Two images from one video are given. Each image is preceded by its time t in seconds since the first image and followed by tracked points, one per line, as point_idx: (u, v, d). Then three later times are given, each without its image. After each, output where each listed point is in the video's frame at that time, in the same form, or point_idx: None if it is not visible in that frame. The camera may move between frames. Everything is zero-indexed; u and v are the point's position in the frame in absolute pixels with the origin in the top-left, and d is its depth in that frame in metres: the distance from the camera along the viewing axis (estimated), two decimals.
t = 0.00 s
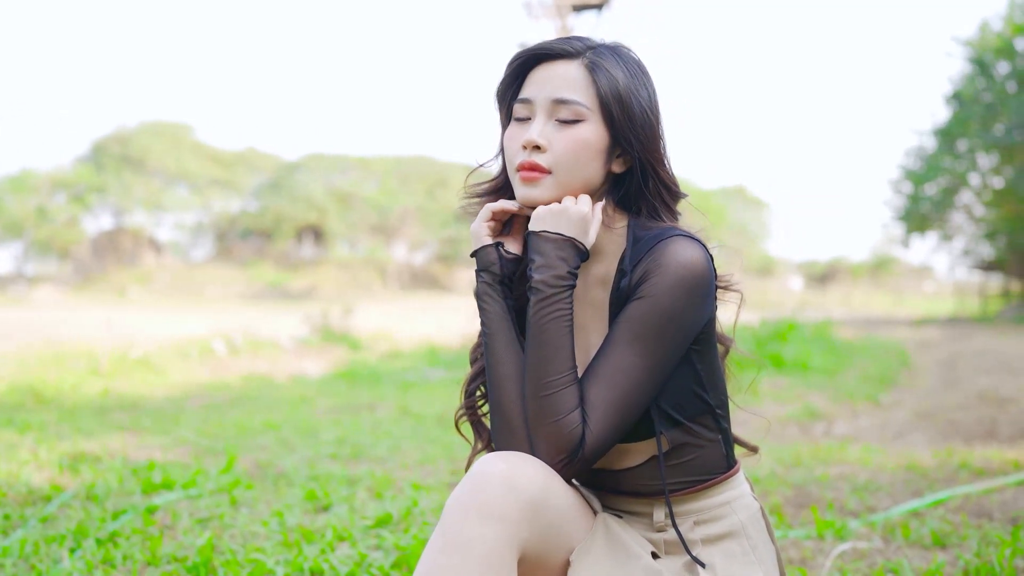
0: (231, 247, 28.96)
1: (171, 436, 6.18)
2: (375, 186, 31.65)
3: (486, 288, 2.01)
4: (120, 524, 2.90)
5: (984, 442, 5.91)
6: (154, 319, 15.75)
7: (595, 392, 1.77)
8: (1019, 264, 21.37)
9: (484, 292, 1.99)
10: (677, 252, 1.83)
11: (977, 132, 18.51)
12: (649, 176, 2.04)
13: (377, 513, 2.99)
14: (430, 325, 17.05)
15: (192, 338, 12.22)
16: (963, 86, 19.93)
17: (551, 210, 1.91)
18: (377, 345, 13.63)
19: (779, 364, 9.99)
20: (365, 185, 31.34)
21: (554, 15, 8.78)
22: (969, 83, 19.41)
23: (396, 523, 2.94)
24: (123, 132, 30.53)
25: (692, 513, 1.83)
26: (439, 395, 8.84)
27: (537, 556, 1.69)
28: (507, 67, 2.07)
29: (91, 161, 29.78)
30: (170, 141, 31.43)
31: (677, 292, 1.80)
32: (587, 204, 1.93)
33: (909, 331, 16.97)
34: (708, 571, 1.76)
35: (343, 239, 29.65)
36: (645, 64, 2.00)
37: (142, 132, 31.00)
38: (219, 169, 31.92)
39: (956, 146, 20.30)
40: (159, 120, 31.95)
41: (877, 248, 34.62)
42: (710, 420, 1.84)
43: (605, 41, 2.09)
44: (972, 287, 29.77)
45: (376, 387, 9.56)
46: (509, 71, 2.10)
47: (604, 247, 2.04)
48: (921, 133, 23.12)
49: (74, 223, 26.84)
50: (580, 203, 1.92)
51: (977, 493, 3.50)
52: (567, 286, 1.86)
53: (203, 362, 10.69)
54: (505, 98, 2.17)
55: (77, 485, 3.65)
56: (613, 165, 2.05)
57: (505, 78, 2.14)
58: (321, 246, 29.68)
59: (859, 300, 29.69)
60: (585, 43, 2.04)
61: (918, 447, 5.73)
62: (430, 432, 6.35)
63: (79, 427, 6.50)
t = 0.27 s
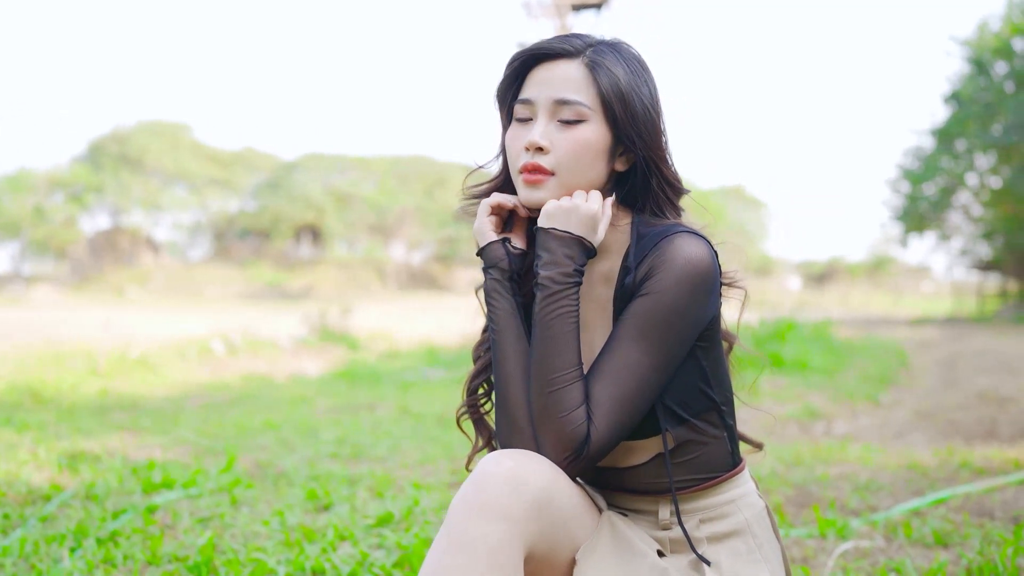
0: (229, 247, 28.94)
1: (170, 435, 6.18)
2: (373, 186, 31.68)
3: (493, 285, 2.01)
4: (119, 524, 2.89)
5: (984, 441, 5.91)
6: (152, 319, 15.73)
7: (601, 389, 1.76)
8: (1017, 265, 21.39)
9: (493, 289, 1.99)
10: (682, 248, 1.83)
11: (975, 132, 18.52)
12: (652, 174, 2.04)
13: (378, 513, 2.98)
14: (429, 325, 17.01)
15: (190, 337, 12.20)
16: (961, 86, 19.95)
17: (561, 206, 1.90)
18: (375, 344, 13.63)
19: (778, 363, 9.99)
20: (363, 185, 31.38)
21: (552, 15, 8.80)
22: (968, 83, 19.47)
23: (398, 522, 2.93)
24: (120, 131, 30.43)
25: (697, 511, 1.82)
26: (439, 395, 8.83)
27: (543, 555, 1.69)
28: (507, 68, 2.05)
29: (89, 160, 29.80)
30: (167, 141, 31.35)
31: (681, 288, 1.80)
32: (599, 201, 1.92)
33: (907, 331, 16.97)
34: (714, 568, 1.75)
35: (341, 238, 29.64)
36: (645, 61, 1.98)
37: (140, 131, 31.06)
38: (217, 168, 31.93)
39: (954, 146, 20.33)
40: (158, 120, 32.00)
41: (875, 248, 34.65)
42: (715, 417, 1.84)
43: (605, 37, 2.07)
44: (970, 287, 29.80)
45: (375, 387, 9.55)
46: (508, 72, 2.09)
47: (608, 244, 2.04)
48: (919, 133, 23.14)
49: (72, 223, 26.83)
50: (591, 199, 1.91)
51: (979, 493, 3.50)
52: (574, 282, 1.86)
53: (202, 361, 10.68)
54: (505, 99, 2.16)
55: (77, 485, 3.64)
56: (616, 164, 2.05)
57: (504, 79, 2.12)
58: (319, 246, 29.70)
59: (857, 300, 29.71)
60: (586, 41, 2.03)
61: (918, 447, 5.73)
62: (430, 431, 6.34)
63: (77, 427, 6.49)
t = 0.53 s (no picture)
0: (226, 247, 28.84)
1: (168, 435, 6.17)
2: (370, 185, 31.70)
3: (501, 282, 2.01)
4: (119, 523, 2.88)
5: (983, 440, 5.92)
6: (150, 319, 15.73)
7: (605, 386, 1.76)
8: (1014, 265, 21.36)
9: (504, 285, 1.99)
10: (686, 245, 1.82)
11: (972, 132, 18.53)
12: (654, 172, 2.04)
13: (379, 513, 2.98)
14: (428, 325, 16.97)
15: (188, 337, 12.18)
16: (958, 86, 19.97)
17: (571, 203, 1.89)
18: (374, 344, 13.62)
19: (777, 362, 9.99)
20: (360, 185, 31.39)
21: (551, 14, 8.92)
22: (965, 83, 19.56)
23: (399, 521, 2.93)
24: (117, 131, 30.64)
25: (702, 510, 1.82)
26: (437, 394, 8.83)
27: (549, 553, 1.68)
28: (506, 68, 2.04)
29: (85, 160, 29.83)
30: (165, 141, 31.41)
31: (686, 285, 1.79)
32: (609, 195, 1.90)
33: (905, 330, 16.98)
34: (720, 568, 1.75)
35: (338, 238, 29.57)
36: (644, 59, 1.98)
37: (137, 130, 31.12)
38: (214, 168, 31.97)
39: (951, 146, 20.36)
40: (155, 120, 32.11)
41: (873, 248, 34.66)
42: (719, 414, 1.84)
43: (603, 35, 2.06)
44: (967, 286, 29.81)
45: (374, 386, 9.55)
46: (507, 72, 2.08)
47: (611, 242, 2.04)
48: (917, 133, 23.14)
49: (69, 222, 26.83)
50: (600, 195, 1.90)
51: (979, 492, 3.50)
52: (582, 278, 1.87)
53: (200, 361, 10.68)
54: (505, 100, 2.15)
55: (76, 484, 3.64)
56: (618, 163, 2.05)
57: (503, 79, 2.12)
58: (317, 245, 29.68)
59: (855, 300, 29.71)
60: (585, 39, 2.03)
61: (917, 445, 5.73)
62: (429, 431, 6.34)
63: (75, 426, 6.48)
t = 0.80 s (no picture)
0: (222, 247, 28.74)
1: (167, 435, 6.15)
2: (367, 186, 31.77)
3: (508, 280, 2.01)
4: (118, 523, 2.88)
5: (981, 439, 5.92)
6: (148, 319, 15.70)
7: (606, 382, 1.77)
8: (1010, 265, 21.37)
9: (513, 284, 1.99)
10: (687, 241, 1.83)
11: (968, 132, 18.59)
12: (654, 170, 2.03)
13: (379, 513, 2.97)
14: (425, 325, 16.99)
15: (186, 337, 12.17)
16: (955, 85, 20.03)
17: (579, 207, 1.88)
18: (372, 344, 13.61)
19: (775, 362, 10.00)
20: (357, 185, 31.46)
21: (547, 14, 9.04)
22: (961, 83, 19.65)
23: (399, 521, 2.92)
24: (114, 131, 30.70)
25: (705, 508, 1.82)
26: (435, 394, 8.82)
27: (552, 552, 1.69)
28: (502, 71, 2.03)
29: (82, 160, 29.83)
30: (162, 140, 31.47)
31: (687, 280, 1.79)
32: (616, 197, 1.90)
33: (902, 330, 17.02)
34: (722, 567, 1.75)
35: (336, 238, 29.58)
36: (642, 58, 1.98)
37: (133, 130, 31.16)
38: (211, 168, 31.99)
39: (948, 146, 20.42)
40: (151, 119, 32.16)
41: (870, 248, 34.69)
42: (722, 412, 1.84)
43: (600, 34, 2.06)
44: (964, 286, 29.83)
45: (372, 386, 9.53)
46: (504, 74, 2.07)
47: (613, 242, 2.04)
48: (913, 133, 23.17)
49: (65, 222, 26.79)
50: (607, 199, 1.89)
51: (978, 490, 3.51)
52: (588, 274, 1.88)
53: (198, 361, 10.67)
54: (502, 102, 2.14)
55: (75, 484, 3.63)
56: (618, 162, 2.05)
57: (500, 82, 2.11)
58: (313, 246, 29.64)
59: (852, 300, 29.72)
60: (582, 38, 2.03)
61: (915, 444, 5.74)
62: (428, 431, 6.33)
63: (74, 426, 6.46)
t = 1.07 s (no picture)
0: (219, 246, 28.64)
1: (164, 435, 6.13)
2: (363, 186, 31.83)
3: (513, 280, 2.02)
4: (116, 523, 2.87)
5: (979, 438, 5.93)
6: (144, 319, 15.66)
7: (606, 380, 1.78)
8: (1007, 265, 21.40)
9: (519, 283, 1.99)
10: (687, 239, 1.83)
11: (964, 132, 18.63)
12: (652, 171, 2.03)
13: (378, 512, 2.98)
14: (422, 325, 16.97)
15: (183, 337, 12.14)
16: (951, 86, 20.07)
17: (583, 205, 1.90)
18: (369, 344, 13.60)
19: (772, 361, 10.00)
20: (353, 185, 31.53)
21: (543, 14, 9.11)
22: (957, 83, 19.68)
23: (398, 520, 2.92)
24: (110, 130, 30.69)
25: (706, 507, 1.83)
26: (433, 394, 8.82)
27: (553, 551, 1.69)
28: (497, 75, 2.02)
29: (77, 159, 29.76)
30: (158, 140, 31.51)
31: (687, 278, 1.80)
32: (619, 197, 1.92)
33: (900, 330, 17.04)
34: (722, 565, 1.75)
35: (332, 238, 29.61)
36: (638, 58, 1.97)
37: (129, 129, 31.17)
38: (207, 168, 32.01)
39: (944, 146, 20.47)
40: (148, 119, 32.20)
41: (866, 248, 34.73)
42: (723, 410, 1.84)
43: (593, 35, 2.05)
44: (960, 287, 29.86)
45: (370, 386, 9.52)
46: (499, 78, 2.06)
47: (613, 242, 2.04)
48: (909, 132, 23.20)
49: (60, 222, 26.58)
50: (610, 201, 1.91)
51: (976, 490, 3.51)
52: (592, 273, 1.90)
53: (195, 361, 10.64)
54: (497, 104, 2.13)
55: (72, 484, 3.63)
56: (616, 163, 2.05)
57: (495, 84, 2.10)
58: (310, 246, 29.54)
59: (848, 300, 29.74)
60: (577, 40, 2.02)
61: (913, 443, 5.75)
62: (426, 430, 6.33)
63: (71, 427, 6.44)
